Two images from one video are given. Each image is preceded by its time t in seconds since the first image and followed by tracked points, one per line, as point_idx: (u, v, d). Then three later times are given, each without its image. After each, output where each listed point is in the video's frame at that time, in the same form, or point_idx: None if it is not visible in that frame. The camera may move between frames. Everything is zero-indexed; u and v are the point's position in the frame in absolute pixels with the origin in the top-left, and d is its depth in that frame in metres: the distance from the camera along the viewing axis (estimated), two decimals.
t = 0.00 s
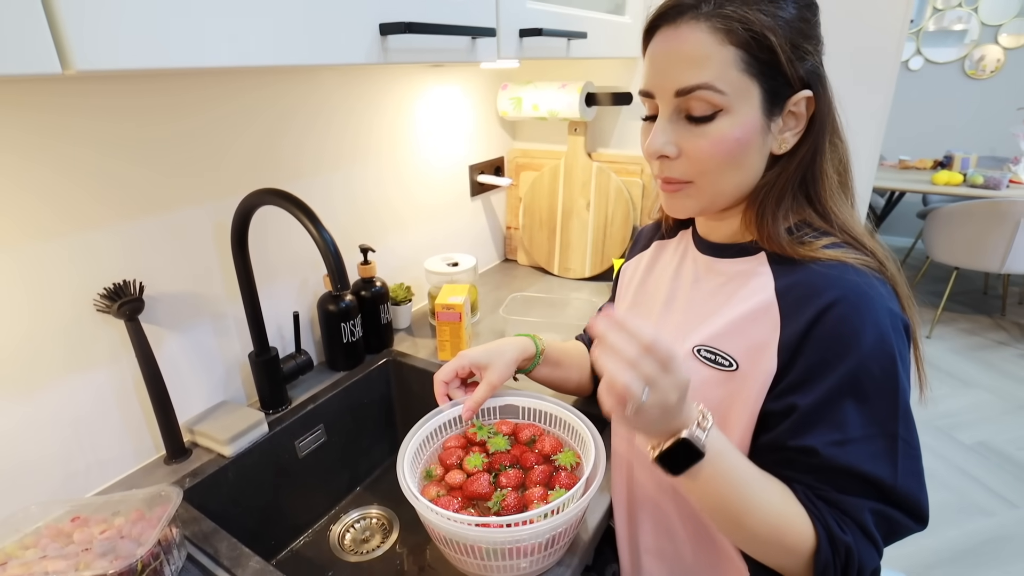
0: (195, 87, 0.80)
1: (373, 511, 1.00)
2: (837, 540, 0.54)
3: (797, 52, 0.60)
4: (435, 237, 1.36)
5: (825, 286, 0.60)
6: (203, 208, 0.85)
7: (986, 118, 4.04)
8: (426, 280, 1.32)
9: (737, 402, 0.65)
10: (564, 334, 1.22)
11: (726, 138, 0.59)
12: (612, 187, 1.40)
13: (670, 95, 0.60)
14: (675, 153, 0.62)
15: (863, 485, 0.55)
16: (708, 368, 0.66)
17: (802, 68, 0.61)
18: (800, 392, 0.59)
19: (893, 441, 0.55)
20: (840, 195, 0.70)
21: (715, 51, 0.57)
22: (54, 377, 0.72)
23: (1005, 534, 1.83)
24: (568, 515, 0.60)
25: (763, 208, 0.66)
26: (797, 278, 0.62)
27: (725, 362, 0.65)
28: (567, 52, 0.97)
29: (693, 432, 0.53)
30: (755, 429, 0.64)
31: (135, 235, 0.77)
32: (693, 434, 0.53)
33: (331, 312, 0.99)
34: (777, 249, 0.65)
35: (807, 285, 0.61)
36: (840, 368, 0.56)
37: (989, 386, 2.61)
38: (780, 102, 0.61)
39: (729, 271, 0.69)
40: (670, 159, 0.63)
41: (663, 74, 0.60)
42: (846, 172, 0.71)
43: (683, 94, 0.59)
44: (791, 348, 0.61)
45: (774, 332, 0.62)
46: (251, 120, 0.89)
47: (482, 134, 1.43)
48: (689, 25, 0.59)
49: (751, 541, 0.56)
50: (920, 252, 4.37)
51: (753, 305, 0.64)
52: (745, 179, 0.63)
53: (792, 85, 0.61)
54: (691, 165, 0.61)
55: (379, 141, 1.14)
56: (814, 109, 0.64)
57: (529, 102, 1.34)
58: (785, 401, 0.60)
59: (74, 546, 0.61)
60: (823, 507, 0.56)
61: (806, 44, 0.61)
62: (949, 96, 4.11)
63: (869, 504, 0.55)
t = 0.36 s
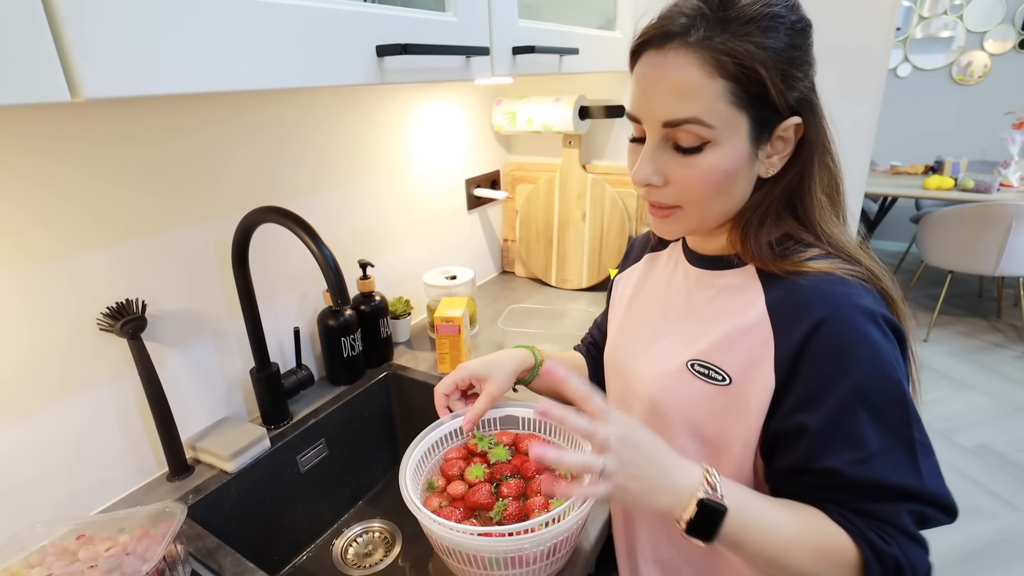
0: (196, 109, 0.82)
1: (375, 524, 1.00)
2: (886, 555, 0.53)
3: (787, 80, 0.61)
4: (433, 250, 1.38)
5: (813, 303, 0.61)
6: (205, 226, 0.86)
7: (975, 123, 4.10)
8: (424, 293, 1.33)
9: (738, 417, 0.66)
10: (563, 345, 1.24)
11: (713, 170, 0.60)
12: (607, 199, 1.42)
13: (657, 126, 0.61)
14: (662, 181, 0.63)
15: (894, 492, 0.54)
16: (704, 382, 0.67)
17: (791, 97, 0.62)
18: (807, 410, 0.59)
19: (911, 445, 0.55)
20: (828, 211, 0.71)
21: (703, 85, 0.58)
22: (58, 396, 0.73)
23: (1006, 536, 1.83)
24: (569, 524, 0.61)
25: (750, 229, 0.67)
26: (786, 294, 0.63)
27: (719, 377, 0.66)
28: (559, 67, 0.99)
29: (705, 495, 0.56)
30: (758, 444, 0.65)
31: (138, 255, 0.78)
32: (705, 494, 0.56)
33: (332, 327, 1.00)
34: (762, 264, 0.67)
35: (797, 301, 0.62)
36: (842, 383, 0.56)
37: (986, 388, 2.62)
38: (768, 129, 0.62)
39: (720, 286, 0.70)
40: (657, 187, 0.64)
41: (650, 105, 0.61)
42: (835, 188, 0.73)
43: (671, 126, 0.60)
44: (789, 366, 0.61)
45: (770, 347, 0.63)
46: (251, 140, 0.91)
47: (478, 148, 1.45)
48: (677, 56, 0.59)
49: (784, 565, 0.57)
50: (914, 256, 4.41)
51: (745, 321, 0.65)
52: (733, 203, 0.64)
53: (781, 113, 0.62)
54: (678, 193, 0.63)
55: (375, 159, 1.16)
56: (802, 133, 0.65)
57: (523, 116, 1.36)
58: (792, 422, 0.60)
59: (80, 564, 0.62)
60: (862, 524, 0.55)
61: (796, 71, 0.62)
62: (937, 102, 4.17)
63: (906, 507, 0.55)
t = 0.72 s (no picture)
0: (197, 119, 0.83)
1: (375, 528, 1.01)
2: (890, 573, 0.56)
3: (769, 88, 0.62)
4: (431, 257, 1.39)
5: (812, 318, 0.61)
6: (206, 234, 0.88)
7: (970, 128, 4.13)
8: (422, 300, 1.34)
9: (738, 428, 0.66)
10: (559, 349, 1.25)
11: (704, 182, 0.62)
12: (603, 205, 1.44)
13: (646, 142, 0.63)
14: (655, 197, 0.65)
15: (897, 498, 0.56)
16: (703, 394, 0.68)
17: (774, 103, 0.63)
18: (810, 421, 0.60)
19: (911, 450, 0.57)
20: (820, 217, 0.72)
21: (687, 99, 0.60)
22: (62, 403, 0.74)
23: (1002, 539, 1.84)
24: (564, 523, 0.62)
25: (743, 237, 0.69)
26: (786, 307, 0.64)
27: (718, 389, 0.67)
28: (554, 76, 1.01)
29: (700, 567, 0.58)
30: (761, 453, 0.66)
31: (141, 262, 0.80)
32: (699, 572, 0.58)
33: (330, 333, 1.02)
34: (758, 273, 0.68)
35: (796, 314, 0.63)
36: (844, 396, 0.57)
37: (982, 392, 2.64)
38: (755, 137, 0.63)
39: (714, 295, 0.71)
40: (650, 203, 0.66)
41: (637, 122, 0.63)
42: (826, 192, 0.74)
43: (659, 142, 0.62)
44: (791, 378, 0.62)
45: (770, 359, 0.63)
46: (252, 149, 0.93)
47: (474, 156, 1.47)
48: (660, 71, 0.61)
49: None
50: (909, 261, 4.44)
51: (744, 335, 0.66)
52: (727, 212, 0.66)
53: (767, 120, 0.63)
54: (671, 207, 0.64)
55: (371, 167, 1.17)
56: (789, 138, 0.67)
57: (519, 124, 1.38)
58: (797, 432, 0.61)
59: (85, 567, 0.63)
60: (866, 542, 0.57)
61: (777, 78, 0.63)
62: (931, 108, 4.21)
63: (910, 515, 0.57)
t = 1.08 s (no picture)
0: (190, 125, 0.83)
1: (368, 535, 1.00)
2: None
3: (690, 122, 0.62)
4: (426, 263, 1.39)
5: (804, 326, 0.62)
6: (200, 241, 0.88)
7: (960, 134, 4.18)
8: (416, 305, 1.34)
9: (733, 435, 0.66)
10: (553, 355, 1.25)
11: (626, 190, 0.67)
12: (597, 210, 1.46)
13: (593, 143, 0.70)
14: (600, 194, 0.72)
15: (882, 507, 0.57)
16: (697, 401, 0.69)
17: (698, 136, 0.62)
18: (798, 429, 0.60)
19: (900, 462, 0.57)
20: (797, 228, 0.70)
21: (617, 111, 0.65)
22: (53, 410, 0.74)
23: (995, 542, 1.85)
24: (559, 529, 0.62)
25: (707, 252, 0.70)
26: (779, 315, 0.64)
27: (711, 396, 0.67)
28: (548, 82, 1.02)
29: (684, 552, 0.57)
30: (755, 459, 0.66)
31: (133, 269, 0.79)
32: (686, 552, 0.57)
33: (324, 339, 1.01)
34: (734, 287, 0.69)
35: (788, 323, 0.63)
36: (834, 403, 0.58)
37: (974, 395, 2.66)
38: (682, 163, 0.64)
39: (707, 302, 0.72)
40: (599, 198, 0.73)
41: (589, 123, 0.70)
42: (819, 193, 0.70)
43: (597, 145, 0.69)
44: (782, 385, 0.63)
45: (763, 366, 0.64)
46: (245, 154, 0.93)
47: (468, 162, 1.48)
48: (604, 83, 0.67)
49: None
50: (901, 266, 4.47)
51: (737, 341, 0.66)
52: (664, 221, 0.69)
53: (694, 150, 0.63)
54: (609, 206, 0.71)
55: (365, 173, 1.17)
56: (728, 166, 0.63)
57: (512, 130, 1.38)
58: (785, 439, 0.61)
59: None
60: (849, 547, 0.59)
61: (716, 109, 0.61)
62: (922, 114, 4.26)
63: (895, 524, 0.58)
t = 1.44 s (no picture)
0: (187, 128, 0.84)
1: (363, 536, 1.01)
2: None
3: (704, 91, 0.63)
4: (422, 265, 1.40)
5: (791, 325, 0.63)
6: (197, 242, 0.88)
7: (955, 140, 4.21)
8: (412, 307, 1.35)
9: (718, 435, 0.67)
10: (548, 357, 1.26)
11: (651, 183, 0.64)
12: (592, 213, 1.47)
13: (597, 151, 0.67)
14: (613, 202, 0.68)
15: (860, 508, 0.58)
16: (684, 401, 0.69)
17: (714, 102, 0.64)
18: (782, 428, 0.61)
19: (879, 461, 0.58)
20: (793, 211, 0.73)
21: (624, 107, 0.63)
22: (49, 409, 0.74)
23: (989, 546, 1.85)
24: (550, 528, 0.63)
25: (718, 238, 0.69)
26: (768, 315, 0.65)
27: (699, 396, 0.68)
28: (543, 86, 1.03)
29: (662, 554, 0.58)
30: (739, 458, 0.67)
31: (130, 269, 0.80)
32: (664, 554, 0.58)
33: (320, 341, 1.02)
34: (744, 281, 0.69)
35: (774, 324, 0.64)
36: (817, 402, 0.59)
37: (969, 400, 2.67)
38: (700, 138, 0.64)
39: (698, 303, 0.73)
40: (611, 208, 0.69)
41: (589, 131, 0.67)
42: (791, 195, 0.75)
43: (605, 149, 0.66)
44: (767, 384, 0.63)
45: (749, 366, 0.65)
46: (242, 157, 0.94)
47: (465, 165, 1.49)
48: (599, 87, 0.65)
49: None
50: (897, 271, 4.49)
51: (723, 341, 0.67)
52: (686, 211, 0.67)
53: (711, 120, 0.64)
54: (627, 211, 0.68)
55: (362, 176, 1.18)
56: (743, 135, 0.66)
57: (509, 134, 1.40)
58: (768, 437, 0.63)
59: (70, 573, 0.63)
60: (823, 550, 0.60)
61: (717, 78, 0.64)
62: (917, 120, 4.29)
63: (870, 528, 0.59)
